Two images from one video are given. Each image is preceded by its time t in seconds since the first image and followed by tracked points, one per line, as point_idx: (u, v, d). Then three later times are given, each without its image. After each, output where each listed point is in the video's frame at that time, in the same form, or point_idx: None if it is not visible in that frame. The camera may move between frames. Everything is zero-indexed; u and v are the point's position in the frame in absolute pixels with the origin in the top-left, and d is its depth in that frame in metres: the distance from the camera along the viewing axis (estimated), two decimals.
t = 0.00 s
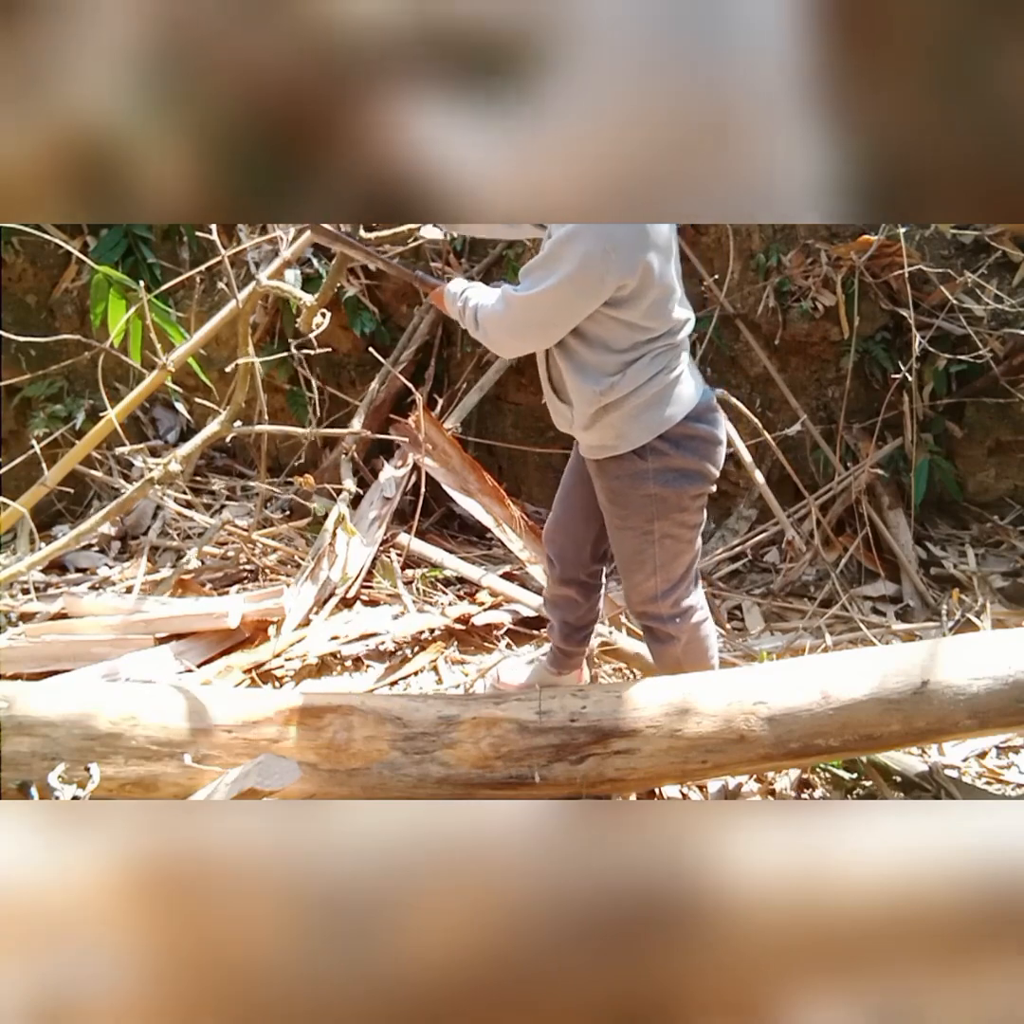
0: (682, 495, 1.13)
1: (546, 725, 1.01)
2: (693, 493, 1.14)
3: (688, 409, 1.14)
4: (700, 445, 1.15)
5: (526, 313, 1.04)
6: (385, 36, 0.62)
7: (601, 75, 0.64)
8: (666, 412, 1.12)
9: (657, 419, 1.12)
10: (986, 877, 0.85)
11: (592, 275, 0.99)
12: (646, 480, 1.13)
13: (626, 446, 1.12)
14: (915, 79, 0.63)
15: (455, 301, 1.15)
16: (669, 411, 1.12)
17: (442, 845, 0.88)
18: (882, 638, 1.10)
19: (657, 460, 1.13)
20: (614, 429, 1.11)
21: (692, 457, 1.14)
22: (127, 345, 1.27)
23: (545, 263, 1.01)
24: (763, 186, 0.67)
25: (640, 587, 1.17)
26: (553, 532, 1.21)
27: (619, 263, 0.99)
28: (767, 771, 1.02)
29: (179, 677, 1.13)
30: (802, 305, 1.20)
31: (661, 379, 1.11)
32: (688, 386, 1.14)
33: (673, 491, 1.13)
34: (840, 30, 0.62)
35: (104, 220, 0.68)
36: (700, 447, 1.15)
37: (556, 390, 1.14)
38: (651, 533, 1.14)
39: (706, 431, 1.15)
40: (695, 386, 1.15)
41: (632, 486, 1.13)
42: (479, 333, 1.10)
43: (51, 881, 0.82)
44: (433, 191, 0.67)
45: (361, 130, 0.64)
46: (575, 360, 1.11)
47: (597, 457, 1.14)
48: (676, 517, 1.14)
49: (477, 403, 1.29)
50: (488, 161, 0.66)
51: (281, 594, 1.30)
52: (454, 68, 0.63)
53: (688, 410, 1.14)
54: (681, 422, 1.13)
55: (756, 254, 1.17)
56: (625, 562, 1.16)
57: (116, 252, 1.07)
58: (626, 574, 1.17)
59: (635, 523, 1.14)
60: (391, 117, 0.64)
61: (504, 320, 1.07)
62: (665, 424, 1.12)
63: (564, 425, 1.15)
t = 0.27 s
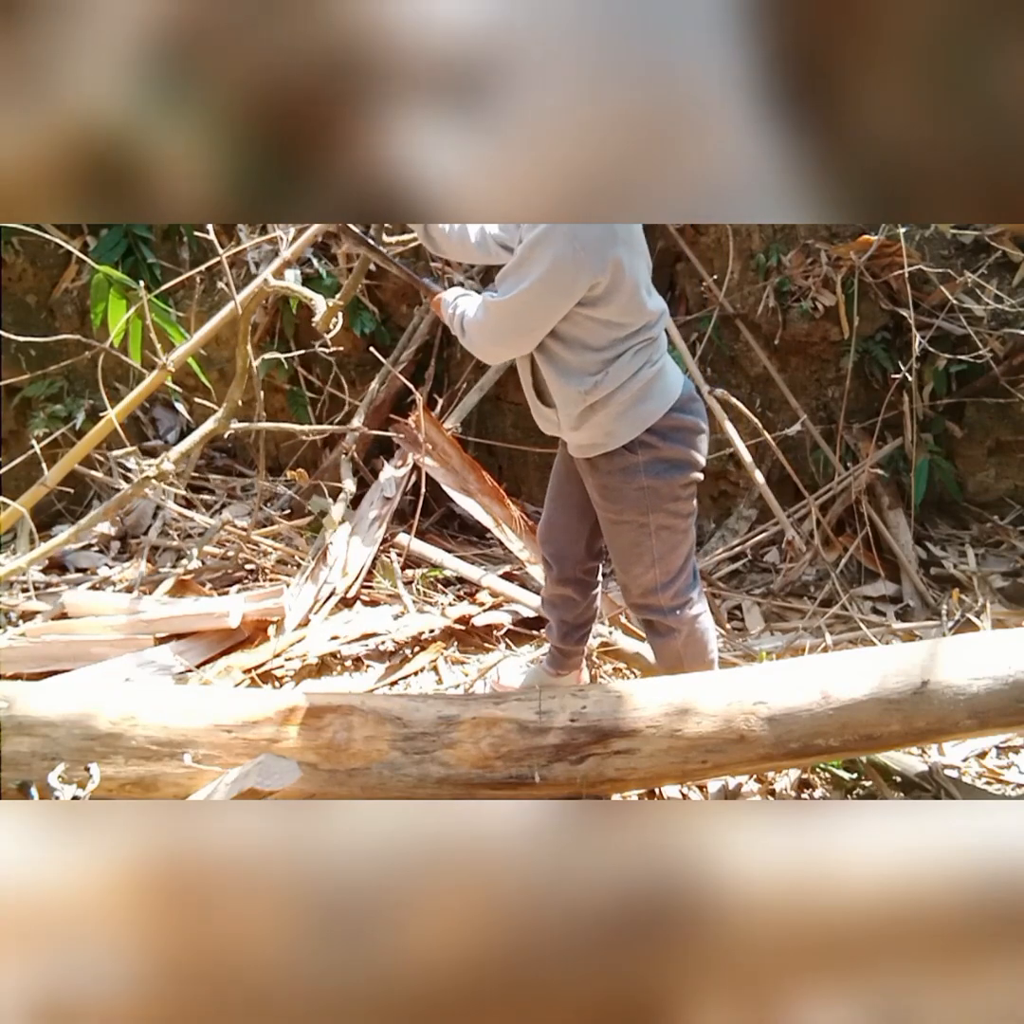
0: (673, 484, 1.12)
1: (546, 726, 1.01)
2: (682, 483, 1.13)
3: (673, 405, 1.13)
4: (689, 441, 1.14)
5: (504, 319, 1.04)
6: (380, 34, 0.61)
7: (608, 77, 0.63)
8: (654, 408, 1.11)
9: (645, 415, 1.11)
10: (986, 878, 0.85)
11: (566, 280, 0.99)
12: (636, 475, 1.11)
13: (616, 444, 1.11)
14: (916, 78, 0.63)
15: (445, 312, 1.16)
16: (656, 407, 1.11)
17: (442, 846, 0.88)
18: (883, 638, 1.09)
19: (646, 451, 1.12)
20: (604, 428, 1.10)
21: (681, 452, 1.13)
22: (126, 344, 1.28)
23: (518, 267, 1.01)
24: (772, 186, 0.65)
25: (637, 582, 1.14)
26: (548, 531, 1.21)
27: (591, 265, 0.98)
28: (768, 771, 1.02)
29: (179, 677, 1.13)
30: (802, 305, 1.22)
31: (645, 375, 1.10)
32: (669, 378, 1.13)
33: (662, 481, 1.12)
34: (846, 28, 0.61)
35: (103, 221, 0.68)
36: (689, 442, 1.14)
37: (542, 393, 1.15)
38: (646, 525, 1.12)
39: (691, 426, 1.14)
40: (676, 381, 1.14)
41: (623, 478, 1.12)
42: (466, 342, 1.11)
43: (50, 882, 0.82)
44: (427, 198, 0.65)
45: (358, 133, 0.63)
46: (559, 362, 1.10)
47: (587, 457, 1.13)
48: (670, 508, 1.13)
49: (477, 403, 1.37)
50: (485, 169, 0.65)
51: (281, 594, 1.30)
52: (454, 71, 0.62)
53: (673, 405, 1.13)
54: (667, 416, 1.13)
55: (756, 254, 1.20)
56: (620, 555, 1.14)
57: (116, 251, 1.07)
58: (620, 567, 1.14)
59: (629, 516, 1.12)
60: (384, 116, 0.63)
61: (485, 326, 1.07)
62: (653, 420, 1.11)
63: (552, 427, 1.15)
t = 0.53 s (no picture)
0: (677, 480, 1.12)
1: (546, 726, 1.01)
2: (687, 479, 1.13)
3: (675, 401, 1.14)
4: (692, 437, 1.14)
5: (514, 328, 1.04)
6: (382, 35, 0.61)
7: (612, 78, 0.63)
8: (658, 406, 1.11)
9: (650, 413, 1.11)
10: (986, 878, 0.85)
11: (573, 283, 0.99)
12: (642, 473, 1.11)
13: (622, 444, 1.11)
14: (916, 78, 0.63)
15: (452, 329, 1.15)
16: (660, 404, 1.12)
17: (442, 846, 0.88)
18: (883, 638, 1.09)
19: (650, 447, 1.12)
20: (609, 427, 1.10)
21: (685, 449, 1.13)
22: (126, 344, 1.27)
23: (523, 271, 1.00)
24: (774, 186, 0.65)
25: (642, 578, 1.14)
26: (548, 531, 1.20)
27: (598, 263, 0.97)
28: (768, 771, 1.02)
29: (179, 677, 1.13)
30: (802, 305, 1.22)
31: (647, 374, 1.11)
32: (669, 374, 1.13)
33: (668, 477, 1.12)
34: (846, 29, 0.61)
35: (103, 222, 0.68)
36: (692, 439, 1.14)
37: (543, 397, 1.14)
38: (651, 520, 1.12)
39: (692, 423, 1.15)
40: (676, 378, 1.15)
41: (628, 475, 1.12)
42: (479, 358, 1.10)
43: (50, 882, 0.82)
44: (428, 199, 0.65)
45: (359, 135, 0.63)
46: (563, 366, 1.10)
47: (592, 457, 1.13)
48: (673, 503, 1.13)
49: (477, 403, 1.37)
50: (486, 170, 0.65)
51: (282, 594, 1.30)
52: (456, 72, 0.62)
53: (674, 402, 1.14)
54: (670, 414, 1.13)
55: (756, 254, 1.20)
56: (624, 552, 1.14)
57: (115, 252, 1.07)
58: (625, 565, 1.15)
59: (635, 513, 1.12)
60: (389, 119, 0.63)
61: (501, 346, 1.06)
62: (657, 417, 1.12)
63: (556, 431, 1.14)
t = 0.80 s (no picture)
0: (675, 478, 1.13)
1: (546, 726, 1.01)
2: (682, 476, 1.14)
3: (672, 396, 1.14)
4: (689, 432, 1.15)
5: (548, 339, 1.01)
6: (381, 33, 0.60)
7: (614, 76, 0.63)
8: (658, 401, 1.12)
9: (650, 409, 1.11)
10: (985, 878, 0.85)
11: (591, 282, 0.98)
12: (639, 470, 1.12)
13: (625, 440, 1.11)
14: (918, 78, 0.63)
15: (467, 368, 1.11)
16: (660, 400, 1.12)
17: (442, 846, 0.88)
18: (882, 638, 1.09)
19: (648, 445, 1.12)
20: (614, 424, 1.10)
21: (683, 444, 1.14)
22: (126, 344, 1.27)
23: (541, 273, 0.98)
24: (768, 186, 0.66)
25: (640, 577, 1.14)
26: (543, 530, 1.20)
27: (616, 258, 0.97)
28: (768, 771, 1.02)
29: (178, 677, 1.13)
30: (802, 305, 1.23)
31: (647, 370, 1.11)
32: (668, 373, 1.13)
33: (665, 474, 1.12)
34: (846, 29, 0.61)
35: (103, 222, 0.68)
36: (690, 433, 1.15)
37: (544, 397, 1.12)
38: (647, 518, 1.12)
39: (688, 418, 1.15)
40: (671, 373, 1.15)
41: (626, 472, 1.11)
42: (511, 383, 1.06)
43: (49, 882, 0.82)
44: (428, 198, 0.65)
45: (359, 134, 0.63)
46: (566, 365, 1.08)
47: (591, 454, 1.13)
48: (671, 499, 1.13)
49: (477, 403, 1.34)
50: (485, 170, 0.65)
51: (283, 594, 1.31)
52: (457, 73, 0.62)
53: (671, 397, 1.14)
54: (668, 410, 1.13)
55: (756, 255, 1.19)
56: (621, 550, 1.14)
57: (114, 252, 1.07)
58: (622, 563, 1.15)
59: (632, 511, 1.12)
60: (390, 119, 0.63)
61: (543, 363, 1.03)
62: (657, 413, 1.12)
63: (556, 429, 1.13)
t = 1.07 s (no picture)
0: (659, 470, 1.13)
1: (546, 726, 1.01)
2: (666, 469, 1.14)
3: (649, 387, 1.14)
4: (667, 424, 1.15)
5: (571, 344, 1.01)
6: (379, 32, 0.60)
7: (615, 77, 0.63)
8: (636, 393, 1.12)
9: (629, 400, 1.11)
10: (985, 878, 0.85)
11: (586, 276, 0.98)
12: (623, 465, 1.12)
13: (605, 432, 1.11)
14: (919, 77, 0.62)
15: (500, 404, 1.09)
16: (637, 391, 1.12)
17: (442, 846, 0.88)
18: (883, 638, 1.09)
19: (631, 438, 1.12)
20: (596, 416, 1.09)
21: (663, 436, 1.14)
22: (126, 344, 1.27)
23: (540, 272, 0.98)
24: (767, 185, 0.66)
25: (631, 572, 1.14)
26: (528, 528, 1.21)
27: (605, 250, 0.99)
28: (768, 771, 1.02)
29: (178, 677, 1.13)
30: (802, 305, 1.24)
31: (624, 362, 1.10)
32: (645, 366, 1.14)
33: (649, 466, 1.13)
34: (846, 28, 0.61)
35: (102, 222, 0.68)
36: (668, 425, 1.15)
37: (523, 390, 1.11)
38: (633, 512, 1.12)
39: (666, 409, 1.15)
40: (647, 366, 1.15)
41: (609, 467, 1.12)
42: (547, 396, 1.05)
43: (49, 882, 0.82)
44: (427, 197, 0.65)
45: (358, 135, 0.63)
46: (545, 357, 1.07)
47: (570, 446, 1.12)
48: (655, 492, 1.13)
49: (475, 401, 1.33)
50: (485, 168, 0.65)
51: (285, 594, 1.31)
52: (459, 74, 0.62)
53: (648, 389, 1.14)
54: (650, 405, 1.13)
55: (756, 254, 1.23)
56: (609, 547, 1.14)
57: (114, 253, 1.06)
58: (610, 559, 1.15)
59: (617, 506, 1.12)
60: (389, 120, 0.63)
61: (572, 368, 1.03)
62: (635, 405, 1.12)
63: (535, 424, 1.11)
